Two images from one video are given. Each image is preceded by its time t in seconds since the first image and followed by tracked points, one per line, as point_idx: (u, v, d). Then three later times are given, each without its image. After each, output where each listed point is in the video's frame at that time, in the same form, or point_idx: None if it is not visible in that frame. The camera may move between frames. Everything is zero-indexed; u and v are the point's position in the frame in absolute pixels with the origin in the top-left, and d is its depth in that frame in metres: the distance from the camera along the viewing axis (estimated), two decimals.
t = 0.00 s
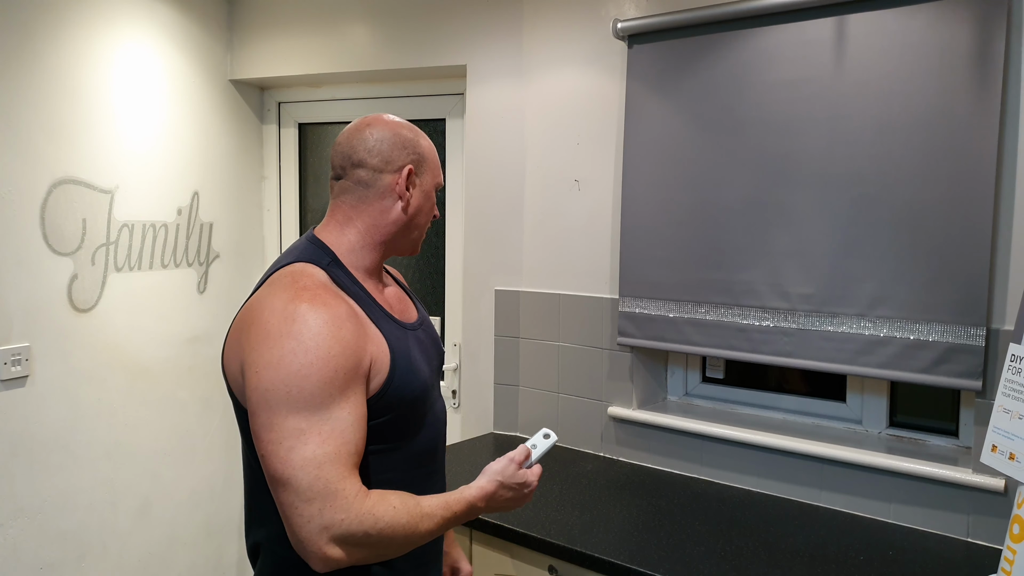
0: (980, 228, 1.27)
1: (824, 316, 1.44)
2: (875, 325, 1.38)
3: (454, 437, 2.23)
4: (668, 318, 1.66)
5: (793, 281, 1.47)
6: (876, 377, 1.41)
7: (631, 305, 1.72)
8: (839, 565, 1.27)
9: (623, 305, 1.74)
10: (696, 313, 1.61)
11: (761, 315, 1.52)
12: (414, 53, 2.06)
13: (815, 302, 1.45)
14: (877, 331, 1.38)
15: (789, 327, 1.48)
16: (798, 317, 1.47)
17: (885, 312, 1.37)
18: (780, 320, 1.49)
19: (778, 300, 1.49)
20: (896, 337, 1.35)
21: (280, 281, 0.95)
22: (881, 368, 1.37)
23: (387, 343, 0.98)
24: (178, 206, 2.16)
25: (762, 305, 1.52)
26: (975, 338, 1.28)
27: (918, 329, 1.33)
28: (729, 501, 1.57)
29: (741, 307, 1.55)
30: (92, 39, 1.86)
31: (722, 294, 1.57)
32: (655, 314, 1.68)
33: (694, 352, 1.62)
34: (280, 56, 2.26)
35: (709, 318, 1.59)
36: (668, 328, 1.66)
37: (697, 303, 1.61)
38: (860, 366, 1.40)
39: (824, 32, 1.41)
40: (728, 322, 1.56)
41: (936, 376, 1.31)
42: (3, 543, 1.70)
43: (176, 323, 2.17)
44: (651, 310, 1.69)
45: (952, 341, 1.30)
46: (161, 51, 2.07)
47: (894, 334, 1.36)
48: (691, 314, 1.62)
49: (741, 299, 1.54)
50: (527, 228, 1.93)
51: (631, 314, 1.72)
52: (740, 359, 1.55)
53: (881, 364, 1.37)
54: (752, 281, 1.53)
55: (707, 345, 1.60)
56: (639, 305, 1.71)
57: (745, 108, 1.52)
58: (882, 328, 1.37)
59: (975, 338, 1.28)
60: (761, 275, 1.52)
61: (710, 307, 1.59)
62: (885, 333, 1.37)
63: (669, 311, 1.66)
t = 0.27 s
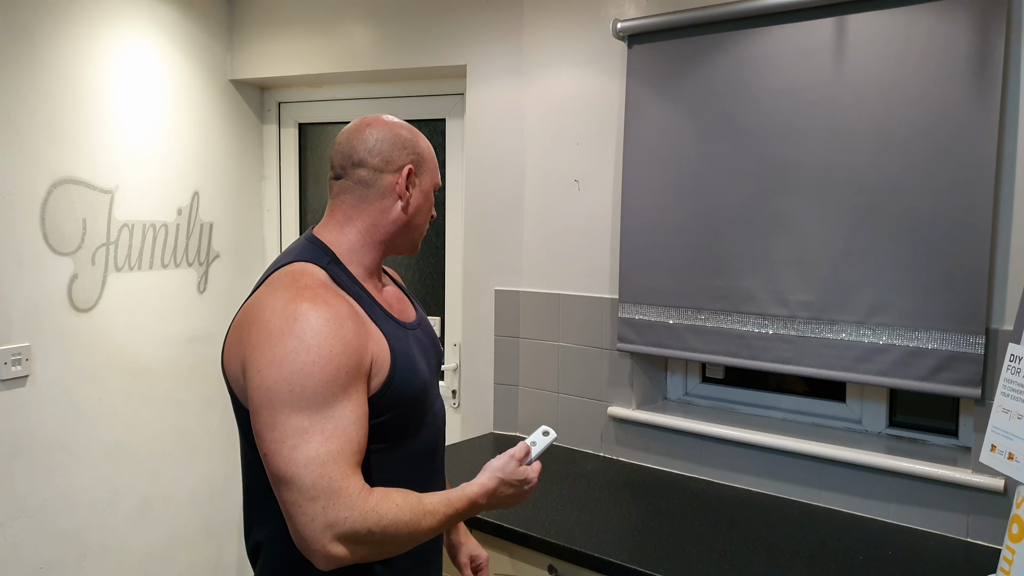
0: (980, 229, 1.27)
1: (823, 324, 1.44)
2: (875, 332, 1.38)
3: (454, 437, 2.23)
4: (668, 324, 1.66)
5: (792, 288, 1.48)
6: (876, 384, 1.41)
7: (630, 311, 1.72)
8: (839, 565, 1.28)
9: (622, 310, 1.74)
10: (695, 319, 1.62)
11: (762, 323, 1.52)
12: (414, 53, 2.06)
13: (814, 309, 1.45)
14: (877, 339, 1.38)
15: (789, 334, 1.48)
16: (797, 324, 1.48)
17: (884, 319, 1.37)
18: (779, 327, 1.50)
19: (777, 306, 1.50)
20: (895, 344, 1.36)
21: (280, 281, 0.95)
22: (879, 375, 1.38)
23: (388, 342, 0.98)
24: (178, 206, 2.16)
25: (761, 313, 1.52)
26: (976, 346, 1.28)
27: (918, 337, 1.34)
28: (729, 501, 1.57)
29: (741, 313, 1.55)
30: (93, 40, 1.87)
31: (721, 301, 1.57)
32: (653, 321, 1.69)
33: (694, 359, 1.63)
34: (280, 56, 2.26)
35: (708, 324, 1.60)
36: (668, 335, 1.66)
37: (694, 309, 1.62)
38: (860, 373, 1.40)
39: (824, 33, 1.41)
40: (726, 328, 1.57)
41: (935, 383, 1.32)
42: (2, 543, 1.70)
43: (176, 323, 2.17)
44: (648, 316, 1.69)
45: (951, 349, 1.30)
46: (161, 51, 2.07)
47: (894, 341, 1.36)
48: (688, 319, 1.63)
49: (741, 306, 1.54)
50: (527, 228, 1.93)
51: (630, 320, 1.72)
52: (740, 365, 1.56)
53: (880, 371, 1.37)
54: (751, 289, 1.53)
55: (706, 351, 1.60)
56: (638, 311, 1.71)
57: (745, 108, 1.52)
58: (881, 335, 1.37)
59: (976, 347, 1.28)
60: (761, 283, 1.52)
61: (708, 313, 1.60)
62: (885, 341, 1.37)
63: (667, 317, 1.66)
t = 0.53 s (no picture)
0: (979, 230, 1.27)
1: (823, 330, 1.44)
2: (875, 339, 1.38)
3: (454, 437, 2.24)
4: (667, 330, 1.66)
5: (792, 288, 1.48)
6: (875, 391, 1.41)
7: (631, 317, 1.73)
8: (839, 565, 1.28)
9: (622, 316, 1.74)
10: (695, 325, 1.62)
11: (762, 330, 1.52)
12: (414, 54, 2.06)
13: (814, 316, 1.45)
14: (876, 345, 1.38)
15: (788, 340, 1.49)
16: (797, 330, 1.48)
17: (885, 326, 1.37)
18: (778, 334, 1.50)
19: (776, 310, 1.50)
20: (894, 351, 1.36)
21: (281, 280, 0.95)
22: (878, 382, 1.38)
23: (388, 341, 0.98)
24: (179, 206, 2.16)
25: (762, 320, 1.52)
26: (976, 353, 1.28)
27: (918, 344, 1.34)
28: (729, 500, 1.57)
29: (741, 320, 1.55)
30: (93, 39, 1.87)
31: (721, 308, 1.58)
32: (653, 327, 1.69)
33: (694, 365, 1.63)
34: (280, 56, 2.27)
35: (708, 330, 1.60)
36: (668, 341, 1.66)
37: (693, 316, 1.62)
38: (859, 380, 1.40)
39: (824, 34, 1.41)
40: (726, 334, 1.57)
41: (934, 391, 1.32)
42: (3, 543, 1.70)
43: (177, 323, 2.17)
44: (648, 322, 1.70)
45: (950, 356, 1.30)
46: (162, 51, 2.07)
47: (894, 348, 1.36)
48: (686, 325, 1.63)
49: (741, 313, 1.54)
50: (527, 228, 1.93)
51: (630, 326, 1.73)
52: (740, 371, 1.56)
53: (879, 378, 1.38)
54: (751, 296, 1.53)
55: (705, 357, 1.61)
56: (638, 317, 1.72)
57: (744, 109, 1.52)
58: (882, 342, 1.38)
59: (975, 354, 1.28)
60: (761, 290, 1.52)
61: (707, 319, 1.60)
62: (885, 348, 1.37)
63: (666, 324, 1.67)
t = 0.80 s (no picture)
0: (979, 231, 1.27)
1: (822, 336, 1.45)
2: (874, 346, 1.39)
3: (454, 437, 2.24)
4: (668, 336, 1.67)
5: (791, 290, 1.48)
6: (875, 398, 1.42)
7: (630, 322, 1.73)
8: (838, 564, 1.28)
9: (621, 321, 1.75)
10: (695, 331, 1.62)
11: (762, 336, 1.53)
12: (415, 54, 2.06)
13: (814, 322, 1.46)
14: (877, 352, 1.39)
15: (788, 346, 1.49)
16: (798, 337, 1.48)
17: (885, 333, 1.38)
18: (778, 340, 1.51)
19: (776, 310, 1.50)
20: (894, 358, 1.37)
21: (282, 279, 0.95)
22: (878, 389, 1.39)
23: (389, 341, 0.99)
24: (179, 206, 2.16)
25: (761, 326, 1.52)
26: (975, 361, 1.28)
27: (917, 351, 1.34)
28: (729, 500, 1.58)
29: (741, 326, 1.55)
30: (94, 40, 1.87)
31: (721, 314, 1.58)
32: (653, 333, 1.69)
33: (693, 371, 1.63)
34: (281, 56, 2.27)
35: (708, 336, 1.60)
36: (667, 346, 1.67)
37: (693, 321, 1.62)
38: (859, 387, 1.41)
39: (823, 34, 1.42)
40: (726, 341, 1.57)
41: (933, 399, 1.33)
42: (3, 543, 1.70)
43: (177, 323, 2.18)
44: (648, 328, 1.70)
45: (949, 364, 1.31)
46: (162, 52, 2.08)
47: (895, 355, 1.37)
48: (686, 331, 1.64)
49: (741, 319, 1.55)
50: (527, 228, 1.94)
51: (630, 332, 1.73)
52: (740, 378, 1.56)
53: (879, 385, 1.38)
54: (751, 301, 1.53)
55: (705, 363, 1.61)
56: (638, 323, 1.72)
57: (744, 110, 1.52)
58: (882, 350, 1.38)
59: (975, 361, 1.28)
60: (760, 296, 1.52)
61: (707, 325, 1.60)
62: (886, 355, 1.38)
63: (666, 330, 1.67)
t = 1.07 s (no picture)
0: (979, 231, 1.27)
1: (822, 342, 1.45)
2: (875, 353, 1.39)
3: (454, 437, 2.24)
4: (668, 341, 1.67)
5: (791, 290, 1.48)
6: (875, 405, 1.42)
7: (631, 328, 1.73)
8: (838, 564, 1.28)
9: (622, 327, 1.75)
10: (695, 337, 1.63)
11: (762, 341, 1.53)
12: (414, 54, 2.06)
13: (814, 328, 1.46)
14: (878, 360, 1.39)
15: (788, 353, 1.49)
16: (798, 343, 1.48)
17: (884, 339, 1.38)
18: (778, 346, 1.51)
19: (776, 311, 1.50)
20: (894, 364, 1.37)
21: (282, 277, 0.95)
22: (877, 396, 1.39)
23: (389, 338, 0.99)
24: (179, 206, 2.16)
25: (762, 332, 1.52)
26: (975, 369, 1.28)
27: (918, 359, 1.34)
28: (729, 500, 1.58)
29: (740, 332, 1.55)
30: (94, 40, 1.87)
31: (721, 320, 1.58)
32: (653, 338, 1.69)
33: (693, 376, 1.63)
34: (281, 56, 2.27)
35: (708, 342, 1.60)
36: (667, 351, 1.67)
37: (693, 328, 1.63)
38: (860, 395, 1.41)
39: (823, 34, 1.42)
40: (727, 347, 1.57)
41: (934, 406, 1.33)
42: (3, 542, 1.70)
43: (177, 323, 2.18)
44: (648, 334, 1.70)
45: (949, 372, 1.31)
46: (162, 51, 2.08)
47: (897, 362, 1.37)
48: (686, 337, 1.64)
49: (740, 325, 1.55)
50: (527, 228, 1.94)
51: (630, 338, 1.73)
52: (740, 383, 1.56)
53: (879, 392, 1.38)
54: (750, 308, 1.54)
55: (705, 369, 1.61)
56: (639, 328, 1.72)
57: (744, 110, 1.52)
58: (883, 357, 1.38)
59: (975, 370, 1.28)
60: (760, 302, 1.52)
61: (707, 331, 1.60)
62: (888, 362, 1.38)
63: (666, 335, 1.67)
